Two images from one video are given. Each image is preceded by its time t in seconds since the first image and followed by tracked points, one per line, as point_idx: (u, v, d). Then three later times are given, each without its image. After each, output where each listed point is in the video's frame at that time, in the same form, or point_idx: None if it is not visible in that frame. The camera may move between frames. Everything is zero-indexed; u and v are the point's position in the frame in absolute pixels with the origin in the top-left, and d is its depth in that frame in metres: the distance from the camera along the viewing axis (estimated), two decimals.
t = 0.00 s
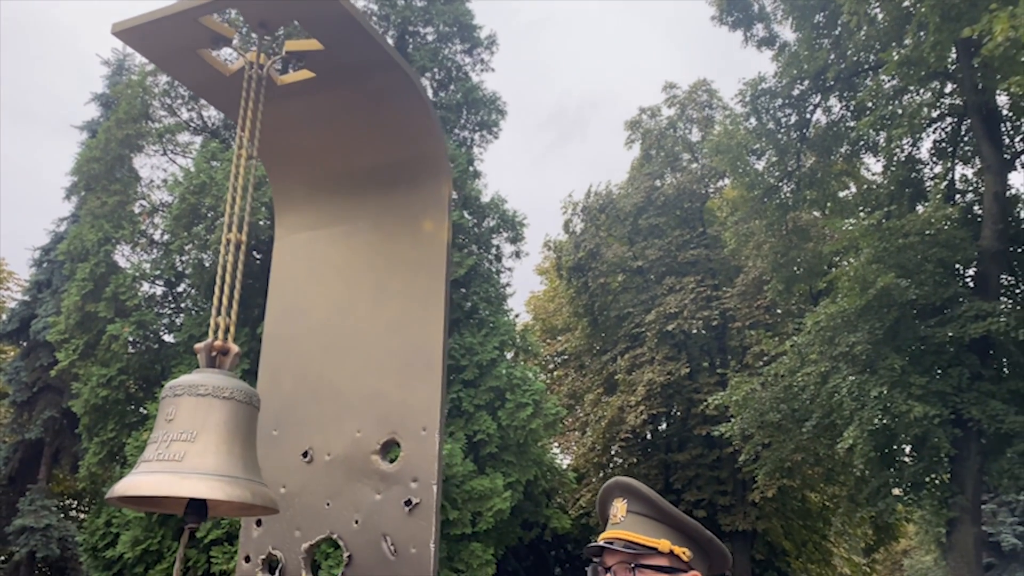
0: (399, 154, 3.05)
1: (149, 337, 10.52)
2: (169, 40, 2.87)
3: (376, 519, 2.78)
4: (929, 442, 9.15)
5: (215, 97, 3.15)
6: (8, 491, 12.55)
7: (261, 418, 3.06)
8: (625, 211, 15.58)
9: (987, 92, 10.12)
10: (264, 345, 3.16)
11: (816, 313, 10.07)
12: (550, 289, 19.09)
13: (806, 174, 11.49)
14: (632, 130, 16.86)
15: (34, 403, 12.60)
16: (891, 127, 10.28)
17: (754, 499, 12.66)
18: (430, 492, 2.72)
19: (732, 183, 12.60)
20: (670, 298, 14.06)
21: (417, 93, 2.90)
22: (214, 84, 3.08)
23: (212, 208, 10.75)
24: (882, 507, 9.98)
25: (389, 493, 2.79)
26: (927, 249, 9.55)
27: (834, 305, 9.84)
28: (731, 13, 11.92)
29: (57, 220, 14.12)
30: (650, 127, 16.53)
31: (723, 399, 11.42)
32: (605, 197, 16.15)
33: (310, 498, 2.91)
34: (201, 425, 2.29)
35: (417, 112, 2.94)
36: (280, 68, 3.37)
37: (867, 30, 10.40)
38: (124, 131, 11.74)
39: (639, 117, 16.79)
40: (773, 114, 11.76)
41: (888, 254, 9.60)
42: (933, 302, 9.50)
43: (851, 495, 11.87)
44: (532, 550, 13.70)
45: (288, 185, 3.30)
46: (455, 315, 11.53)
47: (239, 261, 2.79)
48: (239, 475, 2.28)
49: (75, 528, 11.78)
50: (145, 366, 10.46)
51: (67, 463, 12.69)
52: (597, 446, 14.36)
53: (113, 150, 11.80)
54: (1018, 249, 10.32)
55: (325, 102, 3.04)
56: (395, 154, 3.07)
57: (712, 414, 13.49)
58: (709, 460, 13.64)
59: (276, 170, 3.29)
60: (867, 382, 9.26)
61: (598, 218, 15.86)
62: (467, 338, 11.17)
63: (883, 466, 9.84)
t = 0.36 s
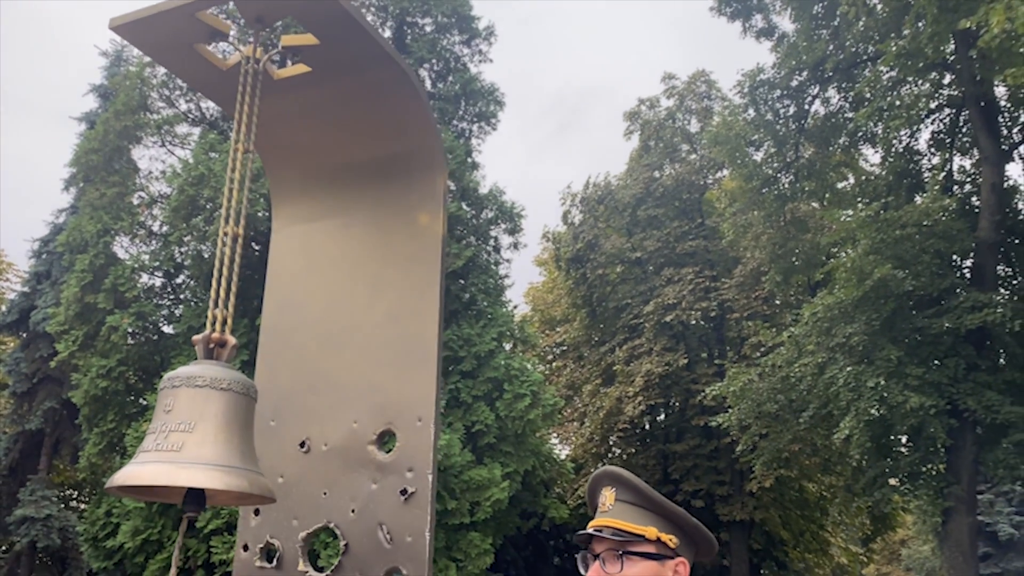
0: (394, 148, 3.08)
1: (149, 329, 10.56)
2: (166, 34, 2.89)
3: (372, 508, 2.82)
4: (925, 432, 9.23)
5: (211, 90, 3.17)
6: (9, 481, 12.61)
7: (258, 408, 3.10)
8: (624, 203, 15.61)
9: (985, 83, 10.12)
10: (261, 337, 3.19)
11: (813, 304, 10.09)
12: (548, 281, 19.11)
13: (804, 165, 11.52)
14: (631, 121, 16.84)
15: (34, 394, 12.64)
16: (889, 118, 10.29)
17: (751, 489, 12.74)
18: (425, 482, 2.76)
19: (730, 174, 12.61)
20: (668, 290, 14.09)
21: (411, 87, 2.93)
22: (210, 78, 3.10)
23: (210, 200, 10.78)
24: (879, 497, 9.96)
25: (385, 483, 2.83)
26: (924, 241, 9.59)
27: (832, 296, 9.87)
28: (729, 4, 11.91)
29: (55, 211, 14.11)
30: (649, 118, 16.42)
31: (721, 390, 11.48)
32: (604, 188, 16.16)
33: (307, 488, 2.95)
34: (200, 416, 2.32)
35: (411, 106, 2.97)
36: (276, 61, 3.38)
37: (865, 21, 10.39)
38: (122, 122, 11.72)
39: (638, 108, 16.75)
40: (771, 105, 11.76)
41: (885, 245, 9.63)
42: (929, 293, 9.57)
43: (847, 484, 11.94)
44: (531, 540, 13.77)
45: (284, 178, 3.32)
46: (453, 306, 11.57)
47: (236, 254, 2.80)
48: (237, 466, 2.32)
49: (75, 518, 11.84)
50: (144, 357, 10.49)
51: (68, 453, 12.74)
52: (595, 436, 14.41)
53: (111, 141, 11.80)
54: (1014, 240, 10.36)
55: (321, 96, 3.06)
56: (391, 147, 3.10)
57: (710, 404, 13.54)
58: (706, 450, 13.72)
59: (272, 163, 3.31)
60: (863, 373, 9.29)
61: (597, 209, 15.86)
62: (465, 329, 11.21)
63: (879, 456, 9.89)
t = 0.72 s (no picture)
0: (392, 141, 3.10)
1: (148, 320, 10.60)
2: (163, 26, 2.90)
3: (370, 498, 2.85)
4: (921, 423, 9.37)
5: (208, 82, 3.17)
6: (9, 472, 12.64)
7: (256, 399, 3.12)
8: (622, 194, 15.64)
9: (982, 75, 10.13)
10: (258, 329, 3.21)
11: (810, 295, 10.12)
12: (546, 273, 19.13)
13: (802, 157, 11.54)
14: (629, 112, 16.82)
15: (34, 385, 12.65)
16: (886, 110, 10.31)
17: (749, 479, 12.81)
18: (423, 472, 2.79)
19: (728, 166, 12.63)
20: (666, 281, 14.12)
21: (409, 81, 2.95)
22: (207, 71, 3.10)
23: (208, 191, 10.77)
24: (875, 487, 9.99)
25: (383, 473, 2.86)
26: (921, 233, 9.62)
27: (829, 287, 9.89)
28: None
29: (52, 203, 14.10)
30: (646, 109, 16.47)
31: (718, 381, 11.53)
32: (602, 180, 16.17)
33: (305, 478, 2.97)
34: (199, 407, 2.34)
35: (409, 99, 2.99)
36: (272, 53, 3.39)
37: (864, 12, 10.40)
38: (120, 114, 11.71)
39: (636, 100, 16.72)
40: (769, 97, 11.79)
41: (882, 237, 9.64)
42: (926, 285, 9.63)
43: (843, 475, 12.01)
44: (529, 530, 13.83)
45: (281, 171, 3.34)
46: (451, 298, 11.59)
47: (234, 244, 2.81)
48: (235, 456, 2.34)
49: (75, 509, 11.88)
50: (143, 349, 10.52)
51: (67, 444, 12.76)
52: (593, 427, 14.47)
53: (109, 133, 11.78)
54: (1011, 232, 10.41)
55: (318, 89, 3.07)
56: (388, 140, 3.11)
57: (707, 396, 13.59)
58: (703, 442, 13.80)
59: (268, 155, 3.32)
60: (860, 364, 9.31)
61: (595, 201, 15.88)
62: (463, 320, 11.25)
63: (876, 447, 10.01)
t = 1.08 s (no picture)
0: (386, 132, 3.13)
1: (145, 310, 10.64)
2: (158, 19, 2.91)
3: (364, 487, 2.89)
4: (915, 413, 9.33)
5: (203, 75, 3.19)
6: (7, 462, 12.69)
7: (252, 389, 3.15)
8: (619, 185, 15.67)
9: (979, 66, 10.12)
10: (255, 319, 3.24)
11: (805, 286, 10.17)
12: (543, 263, 19.16)
13: (798, 148, 11.58)
14: (626, 102, 16.80)
15: (31, 374, 12.68)
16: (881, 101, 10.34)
17: (744, 469, 12.89)
18: (417, 461, 2.83)
19: (725, 157, 12.66)
20: (663, 272, 14.16)
21: (402, 73, 2.96)
22: (202, 62, 3.11)
23: (204, 181, 10.78)
24: (869, 477, 9.98)
25: (378, 462, 2.90)
26: (916, 224, 9.66)
27: (824, 278, 9.94)
28: None
29: (49, 192, 14.09)
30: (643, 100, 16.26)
31: (713, 371, 11.61)
32: (599, 170, 16.17)
33: (300, 467, 3.01)
34: (195, 397, 2.37)
35: (403, 92, 3.01)
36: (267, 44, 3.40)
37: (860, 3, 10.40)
38: (116, 104, 11.71)
39: (633, 90, 16.68)
40: (766, 87, 11.77)
41: (877, 228, 9.65)
42: (921, 276, 9.66)
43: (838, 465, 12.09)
44: (526, 519, 13.91)
45: (278, 162, 3.36)
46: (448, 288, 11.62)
47: (230, 237, 2.84)
48: (231, 445, 2.37)
49: (72, 498, 11.93)
50: (140, 339, 10.55)
51: (65, 434, 12.80)
52: (589, 417, 14.55)
53: (105, 123, 11.76)
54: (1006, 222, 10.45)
55: (312, 81, 3.09)
56: (382, 132, 3.14)
57: (703, 386, 13.64)
58: (699, 431, 13.88)
59: (263, 146, 3.34)
60: (855, 354, 9.36)
61: (592, 191, 15.90)
62: (460, 310, 11.28)
63: (871, 437, 9.98)
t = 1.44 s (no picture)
0: (379, 125, 3.15)
1: (141, 301, 10.67)
2: (152, 12, 2.93)
3: (357, 477, 2.93)
4: (908, 404, 9.36)
5: (197, 67, 3.21)
6: (4, 453, 12.72)
7: (246, 380, 3.18)
8: (616, 175, 15.70)
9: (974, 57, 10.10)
10: (249, 310, 3.27)
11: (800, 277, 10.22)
12: (540, 254, 19.19)
13: (794, 139, 11.62)
14: (623, 93, 16.80)
15: (27, 364, 12.70)
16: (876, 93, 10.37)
17: (739, 459, 12.97)
18: (409, 450, 2.87)
19: (721, 149, 12.70)
20: (659, 263, 14.20)
21: (394, 66, 2.99)
22: (195, 55, 3.13)
23: (200, 172, 10.79)
24: (862, 466, 10.21)
25: (370, 452, 2.94)
26: (910, 216, 9.69)
27: (819, 269, 9.98)
28: None
29: (45, 183, 14.08)
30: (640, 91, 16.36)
31: (708, 361, 11.70)
32: (595, 161, 16.19)
33: (294, 456, 3.05)
34: (189, 387, 2.41)
35: (395, 85, 3.04)
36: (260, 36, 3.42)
37: None
38: (112, 94, 11.69)
39: (630, 81, 16.68)
40: (763, 79, 11.82)
41: (872, 220, 9.72)
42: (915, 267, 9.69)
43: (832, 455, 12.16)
44: (522, 509, 13.96)
45: (270, 154, 3.38)
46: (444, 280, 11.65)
47: (224, 229, 2.86)
48: (225, 435, 2.40)
49: (69, 488, 11.97)
50: (137, 330, 10.58)
51: (62, 424, 12.83)
52: (585, 408, 14.61)
53: (101, 113, 11.74)
54: (999, 213, 10.50)
55: (305, 74, 3.11)
56: (375, 126, 3.16)
57: (698, 376, 13.69)
58: (694, 422, 13.95)
59: (257, 138, 3.36)
60: (849, 345, 9.42)
61: (588, 182, 15.94)
62: (456, 301, 11.30)
63: (865, 427, 10.09)
